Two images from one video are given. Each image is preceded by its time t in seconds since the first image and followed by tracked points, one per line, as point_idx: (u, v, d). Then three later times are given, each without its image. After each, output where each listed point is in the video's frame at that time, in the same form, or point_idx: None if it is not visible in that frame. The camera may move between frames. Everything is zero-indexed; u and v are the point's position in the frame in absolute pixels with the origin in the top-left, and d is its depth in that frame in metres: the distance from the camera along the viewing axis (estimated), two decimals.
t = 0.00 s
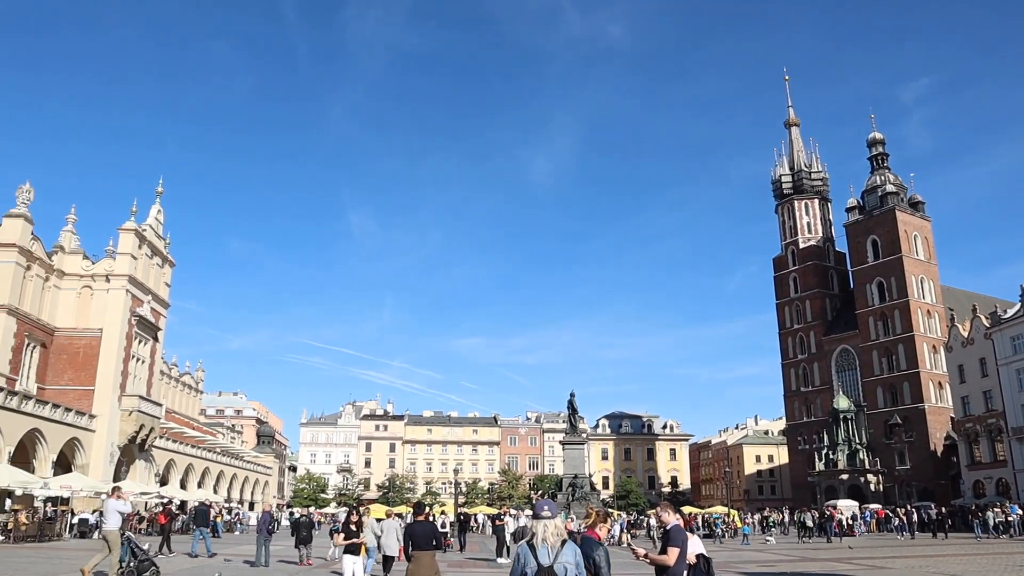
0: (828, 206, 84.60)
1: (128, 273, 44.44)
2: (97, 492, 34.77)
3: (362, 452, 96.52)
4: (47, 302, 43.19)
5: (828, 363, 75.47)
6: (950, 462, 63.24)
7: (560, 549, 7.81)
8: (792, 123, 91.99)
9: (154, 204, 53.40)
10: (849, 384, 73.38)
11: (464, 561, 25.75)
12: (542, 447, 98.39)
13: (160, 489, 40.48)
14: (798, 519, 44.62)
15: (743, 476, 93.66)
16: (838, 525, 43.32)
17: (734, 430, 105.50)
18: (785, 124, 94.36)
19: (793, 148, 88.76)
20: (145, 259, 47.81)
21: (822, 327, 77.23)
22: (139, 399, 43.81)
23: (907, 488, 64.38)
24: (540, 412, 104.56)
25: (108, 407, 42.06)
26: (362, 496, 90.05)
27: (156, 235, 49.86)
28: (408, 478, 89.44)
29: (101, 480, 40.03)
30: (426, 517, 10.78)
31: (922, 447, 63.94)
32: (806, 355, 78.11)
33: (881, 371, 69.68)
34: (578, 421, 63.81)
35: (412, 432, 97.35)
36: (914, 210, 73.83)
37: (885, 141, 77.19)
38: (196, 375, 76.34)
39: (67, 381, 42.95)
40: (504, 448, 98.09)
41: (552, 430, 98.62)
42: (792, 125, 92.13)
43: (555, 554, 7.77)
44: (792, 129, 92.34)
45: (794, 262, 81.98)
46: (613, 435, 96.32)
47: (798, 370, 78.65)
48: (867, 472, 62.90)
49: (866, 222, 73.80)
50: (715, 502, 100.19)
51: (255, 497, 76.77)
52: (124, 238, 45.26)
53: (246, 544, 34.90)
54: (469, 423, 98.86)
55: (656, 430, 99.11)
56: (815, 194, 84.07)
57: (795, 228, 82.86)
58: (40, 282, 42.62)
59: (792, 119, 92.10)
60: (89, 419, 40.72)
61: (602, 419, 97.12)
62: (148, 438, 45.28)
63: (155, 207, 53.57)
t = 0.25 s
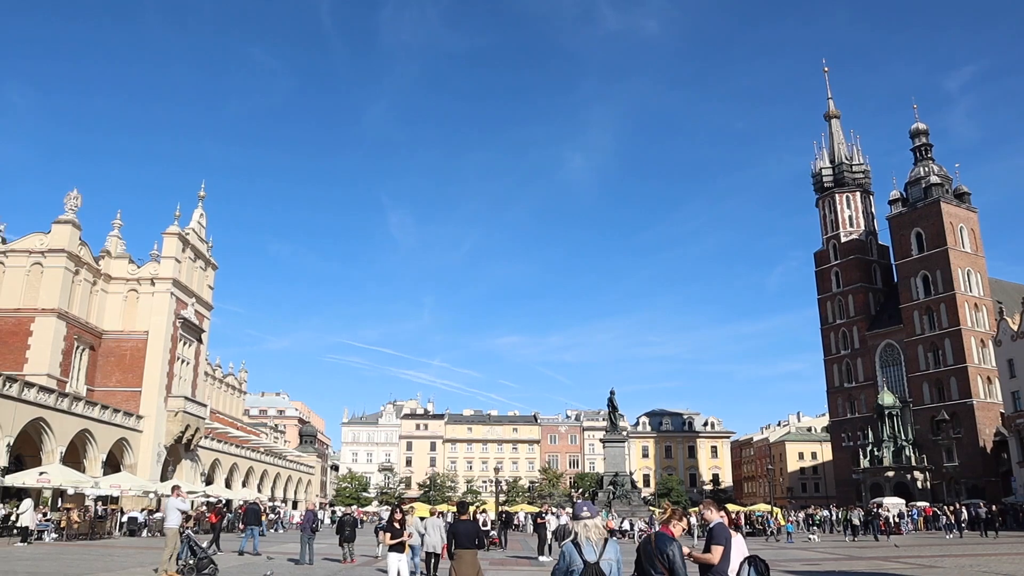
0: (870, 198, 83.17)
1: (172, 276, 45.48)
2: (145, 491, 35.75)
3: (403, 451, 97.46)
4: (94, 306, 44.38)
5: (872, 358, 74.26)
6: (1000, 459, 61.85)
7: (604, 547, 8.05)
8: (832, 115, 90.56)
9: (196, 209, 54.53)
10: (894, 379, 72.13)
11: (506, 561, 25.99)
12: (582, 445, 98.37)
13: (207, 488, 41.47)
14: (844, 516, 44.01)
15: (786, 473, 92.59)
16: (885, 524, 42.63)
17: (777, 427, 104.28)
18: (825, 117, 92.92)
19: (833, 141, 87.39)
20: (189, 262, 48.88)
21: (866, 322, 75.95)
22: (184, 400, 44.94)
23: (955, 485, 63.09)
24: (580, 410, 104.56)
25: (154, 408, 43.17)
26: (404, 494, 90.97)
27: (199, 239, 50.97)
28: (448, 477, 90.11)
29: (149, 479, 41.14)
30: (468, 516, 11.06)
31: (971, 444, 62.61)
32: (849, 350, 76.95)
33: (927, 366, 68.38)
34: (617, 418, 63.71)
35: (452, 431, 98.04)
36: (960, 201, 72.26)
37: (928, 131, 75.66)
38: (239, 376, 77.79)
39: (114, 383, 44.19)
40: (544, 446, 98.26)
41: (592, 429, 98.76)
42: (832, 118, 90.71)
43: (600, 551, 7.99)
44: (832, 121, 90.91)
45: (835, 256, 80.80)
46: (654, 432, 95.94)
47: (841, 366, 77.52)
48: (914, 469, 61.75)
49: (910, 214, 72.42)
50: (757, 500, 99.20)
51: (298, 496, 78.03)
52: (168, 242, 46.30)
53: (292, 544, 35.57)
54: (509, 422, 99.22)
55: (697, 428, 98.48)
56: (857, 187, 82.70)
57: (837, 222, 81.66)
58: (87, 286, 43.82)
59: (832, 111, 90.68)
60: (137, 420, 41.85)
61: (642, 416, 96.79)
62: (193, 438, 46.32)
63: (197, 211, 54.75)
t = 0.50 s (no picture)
0: (903, 191, 82.02)
1: (204, 279, 46.27)
2: (181, 492, 36.49)
3: (435, 450, 98.08)
4: (129, 309, 45.35)
5: (906, 353, 73.28)
6: None
7: (626, 544, 8.29)
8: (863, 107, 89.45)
9: (228, 212, 55.50)
10: (930, 374, 71.10)
11: (539, 560, 26.29)
12: (613, 443, 98.27)
13: (242, 489, 42.18)
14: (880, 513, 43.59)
15: (819, 470, 91.64)
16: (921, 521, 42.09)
17: (810, 424, 103.24)
18: (856, 109, 91.76)
19: (864, 133, 86.28)
20: (221, 265, 49.76)
21: (899, 317, 74.97)
22: (218, 401, 45.81)
23: (994, 482, 62.01)
24: (610, 408, 104.49)
25: (189, 409, 44.01)
26: (435, 493, 91.58)
27: (231, 242, 51.81)
28: (480, 476, 90.56)
29: (185, 480, 41.99)
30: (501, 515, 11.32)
31: (1010, 440, 61.52)
32: (883, 346, 76.01)
33: (963, 361, 67.34)
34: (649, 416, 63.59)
35: (483, 430, 98.48)
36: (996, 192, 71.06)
37: (962, 122, 74.46)
38: (272, 377, 78.84)
39: (150, 384, 45.13)
40: (575, 444, 98.33)
41: (624, 426, 98.60)
42: (863, 110, 89.57)
43: (622, 547, 8.24)
44: (863, 114, 89.77)
45: (868, 251, 79.87)
46: (685, 430, 95.60)
47: (874, 361, 76.63)
48: (951, 466, 60.92)
49: (944, 207, 71.36)
50: (791, 497, 98.34)
51: (331, 495, 78.96)
52: (200, 245, 47.18)
53: (327, 542, 36.19)
54: (540, 420, 99.41)
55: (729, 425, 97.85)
56: (889, 180, 81.60)
57: (869, 216, 80.71)
58: (123, 289, 44.78)
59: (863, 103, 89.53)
60: (172, 421, 42.73)
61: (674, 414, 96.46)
62: (227, 439, 47.15)
63: (229, 214, 55.72)
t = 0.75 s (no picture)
0: (938, 183, 80.76)
1: (237, 280, 46.97)
2: (217, 491, 37.23)
3: (467, 449, 98.70)
4: (164, 311, 46.32)
5: (943, 348, 72.21)
6: None
7: (652, 536, 8.49)
8: (896, 99, 88.17)
9: (259, 214, 56.37)
10: (967, 369, 70.11)
11: (572, 558, 26.56)
12: (646, 441, 98.03)
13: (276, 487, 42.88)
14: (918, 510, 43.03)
15: (854, 467, 90.64)
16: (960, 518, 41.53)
17: (844, 420, 102.10)
18: (889, 101, 90.45)
19: (897, 125, 85.05)
20: (254, 267, 50.57)
21: (935, 311, 73.91)
22: (253, 402, 46.58)
23: None
24: (642, 405, 104.26)
25: (224, 410, 44.88)
26: (468, 492, 92.18)
27: (263, 243, 52.63)
28: (512, 474, 90.98)
29: (220, 479, 42.85)
30: (538, 512, 11.57)
31: None
32: (919, 340, 75.01)
33: (1001, 355, 66.22)
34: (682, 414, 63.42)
35: (516, 428, 98.86)
36: None
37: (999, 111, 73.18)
38: (305, 377, 79.87)
39: (185, 385, 46.05)
40: (607, 442, 98.36)
41: (655, 424, 98.00)
42: (896, 101, 88.28)
43: (649, 538, 8.47)
44: (896, 105, 88.47)
45: (902, 244, 78.84)
46: (718, 427, 95.16)
47: (910, 356, 75.70)
48: (991, 462, 59.96)
49: (980, 198, 70.24)
50: (826, 494, 97.41)
51: (365, 494, 79.82)
52: (233, 247, 48.00)
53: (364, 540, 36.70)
54: (572, 418, 99.49)
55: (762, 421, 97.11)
56: (923, 171, 80.40)
57: (903, 209, 79.69)
58: (157, 292, 45.72)
59: (895, 94, 88.23)
60: (207, 421, 43.60)
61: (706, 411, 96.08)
62: (262, 439, 47.95)
63: (261, 216, 56.57)
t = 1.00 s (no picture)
0: (971, 172, 79.56)
1: (268, 280, 47.82)
2: (251, 489, 37.92)
3: (498, 445, 99.18)
4: (197, 312, 47.29)
5: (978, 340, 71.04)
6: None
7: (682, 536, 8.77)
8: (927, 88, 87.06)
9: (289, 214, 57.23)
10: (1004, 361, 68.84)
11: (603, 553, 26.78)
12: (676, 436, 97.71)
13: (308, 485, 43.54)
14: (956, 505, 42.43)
15: (889, 461, 89.63)
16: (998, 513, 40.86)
17: (878, 414, 100.92)
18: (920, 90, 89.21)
19: (929, 114, 83.88)
20: (284, 267, 51.40)
21: (970, 303, 72.80)
22: (284, 400, 47.43)
23: None
24: (672, 401, 104.00)
25: (257, 409, 45.73)
26: (499, 488, 92.67)
27: (293, 244, 53.43)
28: (543, 471, 91.29)
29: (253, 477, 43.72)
30: (572, 509, 11.82)
31: None
32: (954, 332, 73.98)
33: None
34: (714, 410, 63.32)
35: (546, 425, 99.10)
36: None
37: None
38: (336, 375, 80.81)
39: (218, 384, 46.97)
40: (638, 438, 98.28)
41: (686, 420, 98.29)
42: (927, 90, 87.06)
43: (678, 538, 8.74)
44: (927, 94, 87.26)
45: (936, 235, 77.85)
46: (749, 422, 94.71)
47: (945, 349, 74.75)
48: None
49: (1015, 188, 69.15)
50: (860, 489, 96.42)
51: (396, 491, 80.63)
52: (263, 247, 48.80)
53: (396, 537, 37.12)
54: (602, 414, 99.51)
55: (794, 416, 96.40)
56: (956, 161, 79.26)
57: (936, 199, 78.71)
58: (190, 292, 46.67)
59: (927, 83, 87.00)
60: (241, 420, 44.51)
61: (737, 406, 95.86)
62: (294, 437, 48.80)
63: (290, 217, 57.45)
